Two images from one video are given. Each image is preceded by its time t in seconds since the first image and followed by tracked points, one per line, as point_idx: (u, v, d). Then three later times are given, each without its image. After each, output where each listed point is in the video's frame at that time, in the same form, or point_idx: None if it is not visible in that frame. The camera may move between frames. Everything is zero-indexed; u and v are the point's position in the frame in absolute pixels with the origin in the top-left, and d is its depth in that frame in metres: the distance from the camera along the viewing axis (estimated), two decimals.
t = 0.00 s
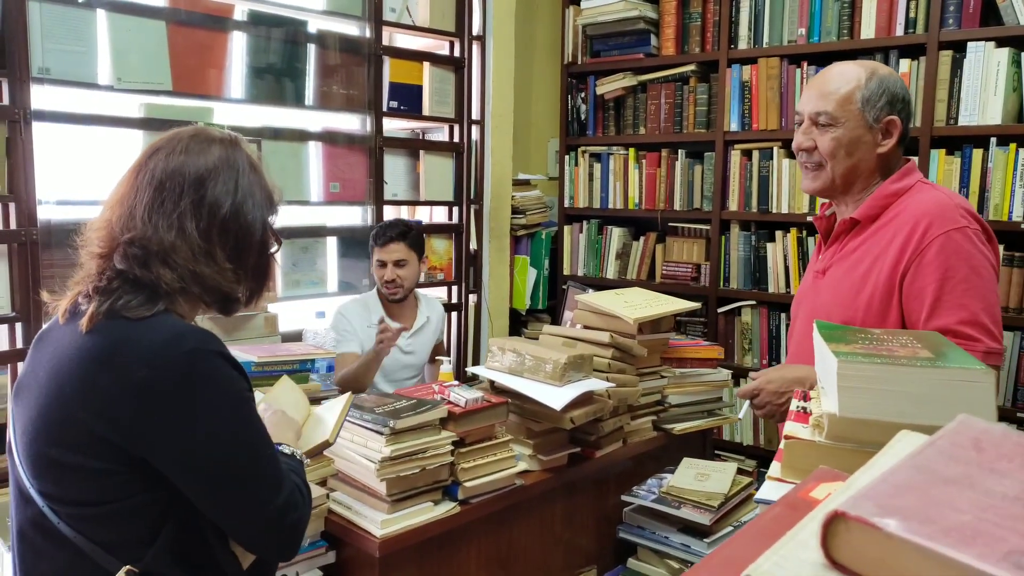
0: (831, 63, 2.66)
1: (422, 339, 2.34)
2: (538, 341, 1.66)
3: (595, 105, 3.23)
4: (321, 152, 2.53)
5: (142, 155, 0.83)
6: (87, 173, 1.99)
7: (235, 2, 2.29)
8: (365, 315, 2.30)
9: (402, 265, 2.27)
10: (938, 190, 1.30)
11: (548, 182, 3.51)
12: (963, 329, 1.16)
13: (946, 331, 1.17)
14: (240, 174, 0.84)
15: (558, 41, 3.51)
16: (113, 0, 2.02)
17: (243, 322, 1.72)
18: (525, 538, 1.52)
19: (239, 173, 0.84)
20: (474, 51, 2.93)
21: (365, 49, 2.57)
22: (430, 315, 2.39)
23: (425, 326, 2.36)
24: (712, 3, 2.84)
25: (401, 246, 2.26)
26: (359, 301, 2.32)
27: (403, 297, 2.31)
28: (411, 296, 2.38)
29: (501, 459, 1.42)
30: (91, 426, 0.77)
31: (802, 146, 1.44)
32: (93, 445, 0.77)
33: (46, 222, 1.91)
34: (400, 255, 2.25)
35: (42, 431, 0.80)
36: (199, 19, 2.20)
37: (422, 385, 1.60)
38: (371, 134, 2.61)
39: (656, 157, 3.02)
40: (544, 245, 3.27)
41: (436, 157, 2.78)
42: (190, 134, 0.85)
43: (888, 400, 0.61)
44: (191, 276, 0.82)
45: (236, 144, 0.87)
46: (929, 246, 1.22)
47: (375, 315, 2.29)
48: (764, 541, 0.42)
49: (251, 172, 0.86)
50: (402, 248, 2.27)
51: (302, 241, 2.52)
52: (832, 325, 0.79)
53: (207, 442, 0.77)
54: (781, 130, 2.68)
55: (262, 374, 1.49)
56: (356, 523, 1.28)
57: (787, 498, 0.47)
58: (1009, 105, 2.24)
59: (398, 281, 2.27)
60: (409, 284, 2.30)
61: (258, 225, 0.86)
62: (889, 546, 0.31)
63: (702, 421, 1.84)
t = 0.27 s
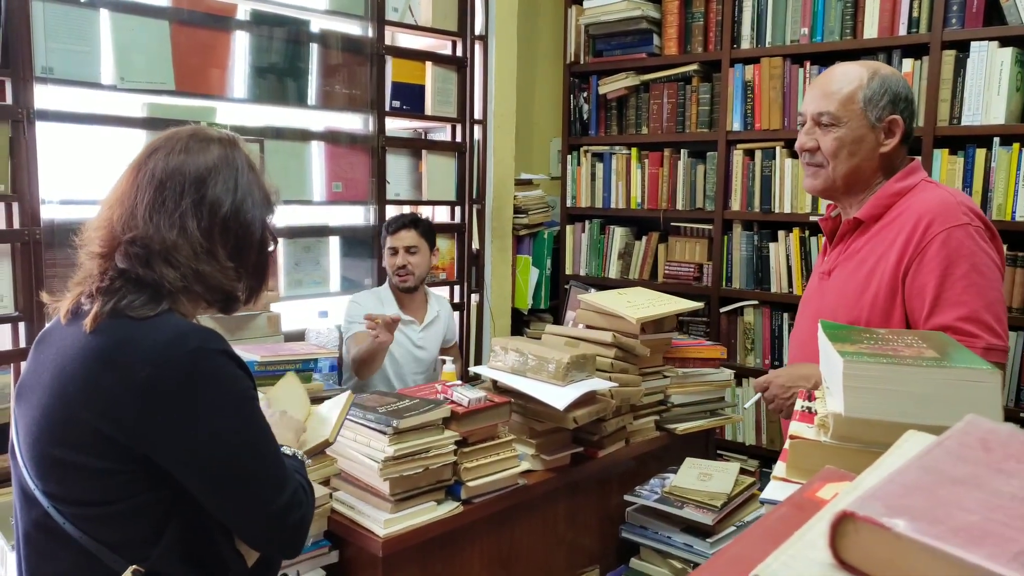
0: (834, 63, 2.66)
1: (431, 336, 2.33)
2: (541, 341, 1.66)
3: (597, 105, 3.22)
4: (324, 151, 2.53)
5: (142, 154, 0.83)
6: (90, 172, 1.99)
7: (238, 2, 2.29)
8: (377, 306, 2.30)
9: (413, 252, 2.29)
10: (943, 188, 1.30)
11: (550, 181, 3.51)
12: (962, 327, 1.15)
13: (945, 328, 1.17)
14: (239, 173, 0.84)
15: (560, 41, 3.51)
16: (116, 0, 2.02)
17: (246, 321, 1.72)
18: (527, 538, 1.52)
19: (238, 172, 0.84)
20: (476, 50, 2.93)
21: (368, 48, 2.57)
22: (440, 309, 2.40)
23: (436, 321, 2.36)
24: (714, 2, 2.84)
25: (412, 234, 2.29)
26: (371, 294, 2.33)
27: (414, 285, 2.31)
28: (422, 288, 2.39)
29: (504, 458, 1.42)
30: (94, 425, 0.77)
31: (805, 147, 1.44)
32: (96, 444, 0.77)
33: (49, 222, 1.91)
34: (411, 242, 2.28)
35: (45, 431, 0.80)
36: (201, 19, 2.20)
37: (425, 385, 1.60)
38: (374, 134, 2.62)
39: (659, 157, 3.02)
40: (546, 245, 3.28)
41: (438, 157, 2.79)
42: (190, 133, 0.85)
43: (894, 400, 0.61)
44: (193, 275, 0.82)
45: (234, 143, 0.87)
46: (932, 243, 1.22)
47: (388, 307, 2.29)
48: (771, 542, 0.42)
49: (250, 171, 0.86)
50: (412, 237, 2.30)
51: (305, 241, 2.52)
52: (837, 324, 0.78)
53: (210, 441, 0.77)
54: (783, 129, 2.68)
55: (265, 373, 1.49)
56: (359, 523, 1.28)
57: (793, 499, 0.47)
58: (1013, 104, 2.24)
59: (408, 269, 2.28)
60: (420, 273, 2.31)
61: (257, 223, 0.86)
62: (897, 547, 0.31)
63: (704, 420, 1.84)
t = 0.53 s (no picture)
0: (837, 64, 2.66)
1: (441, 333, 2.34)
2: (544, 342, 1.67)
3: (600, 105, 3.23)
4: (327, 152, 2.53)
5: (147, 156, 0.84)
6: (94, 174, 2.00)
7: (242, 3, 2.29)
8: (381, 309, 2.29)
9: (416, 249, 2.30)
10: (942, 185, 1.30)
11: (553, 182, 3.51)
12: (959, 324, 1.15)
13: (943, 325, 1.17)
14: (243, 176, 0.84)
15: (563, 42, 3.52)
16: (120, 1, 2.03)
17: (249, 322, 1.72)
18: (530, 539, 1.52)
19: (243, 175, 0.84)
20: (479, 51, 2.94)
21: (371, 49, 2.58)
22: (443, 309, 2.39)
23: (441, 317, 2.37)
24: (717, 3, 2.84)
25: (416, 231, 2.32)
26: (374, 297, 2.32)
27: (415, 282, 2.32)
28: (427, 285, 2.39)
29: (508, 459, 1.42)
30: (101, 425, 0.77)
31: (813, 139, 1.44)
32: (103, 445, 0.78)
33: (54, 222, 1.92)
34: (414, 238, 2.30)
35: (51, 431, 0.80)
36: (205, 20, 2.20)
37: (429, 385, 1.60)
38: (377, 135, 2.62)
39: (662, 158, 3.03)
40: (548, 245, 3.28)
41: (441, 158, 2.79)
42: (195, 136, 0.86)
43: (899, 401, 0.61)
44: (199, 277, 0.82)
45: (239, 146, 0.87)
46: (931, 239, 1.22)
47: (391, 309, 2.28)
48: (777, 543, 0.42)
49: (255, 173, 0.86)
50: (416, 233, 2.32)
51: (308, 241, 2.52)
52: (842, 325, 0.78)
53: (216, 442, 0.77)
54: (787, 130, 2.68)
55: (269, 373, 1.50)
56: (363, 523, 1.28)
57: (800, 500, 0.47)
58: (1016, 105, 2.23)
59: (410, 264, 2.30)
60: (422, 269, 2.32)
61: (261, 226, 0.86)
62: (906, 548, 0.31)
63: (708, 421, 1.84)
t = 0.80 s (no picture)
0: (838, 66, 2.66)
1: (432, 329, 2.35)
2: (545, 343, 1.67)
3: (601, 106, 3.23)
4: (329, 153, 2.54)
5: (152, 159, 0.84)
6: (97, 174, 2.00)
7: (244, 4, 2.30)
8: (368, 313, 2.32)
9: (407, 251, 2.30)
10: (945, 184, 1.30)
11: (554, 183, 3.51)
12: (934, 309, 1.14)
13: (919, 310, 1.16)
14: (248, 178, 0.85)
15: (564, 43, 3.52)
16: (123, 2, 2.03)
17: (252, 322, 1.72)
18: (532, 539, 1.53)
19: (247, 178, 0.85)
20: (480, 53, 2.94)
21: (372, 51, 2.59)
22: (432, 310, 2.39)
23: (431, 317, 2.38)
24: (718, 5, 2.84)
25: (408, 232, 2.31)
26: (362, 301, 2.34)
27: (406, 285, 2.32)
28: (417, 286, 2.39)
29: (509, 459, 1.42)
30: (106, 424, 0.78)
31: (824, 137, 1.43)
32: (108, 444, 0.78)
33: (57, 223, 1.93)
34: (405, 240, 2.29)
35: (56, 430, 0.80)
36: (207, 21, 2.21)
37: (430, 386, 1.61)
38: (379, 136, 2.64)
39: (663, 159, 3.03)
40: (549, 246, 3.29)
41: (442, 159, 2.79)
42: (200, 139, 0.86)
43: (901, 402, 0.61)
44: (203, 278, 0.82)
45: (244, 149, 0.88)
46: (925, 232, 1.23)
47: (379, 311, 2.31)
48: (781, 543, 0.42)
49: (259, 176, 0.86)
50: (406, 235, 2.30)
51: (310, 242, 2.53)
52: (844, 327, 0.79)
53: (220, 442, 0.77)
54: (788, 132, 2.68)
55: (272, 374, 1.50)
56: (366, 523, 1.29)
57: (803, 501, 0.48)
58: (1017, 107, 2.24)
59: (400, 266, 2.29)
60: (412, 271, 2.32)
61: (266, 228, 0.87)
62: (909, 548, 0.31)
63: (709, 422, 1.85)
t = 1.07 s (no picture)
0: (840, 67, 2.66)
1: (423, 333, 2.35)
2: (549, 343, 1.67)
3: (603, 107, 3.24)
4: (332, 154, 2.54)
5: (156, 161, 0.85)
6: (102, 175, 2.01)
7: (247, 5, 2.30)
8: (361, 312, 2.33)
9: (398, 248, 2.31)
10: (951, 185, 1.30)
11: (556, 184, 3.52)
12: (924, 309, 1.17)
13: (910, 309, 1.19)
14: (251, 178, 0.85)
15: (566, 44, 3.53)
16: (128, 4, 2.05)
17: (257, 322, 1.73)
18: (535, 539, 1.53)
19: (250, 177, 0.85)
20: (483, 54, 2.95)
21: (375, 52, 2.60)
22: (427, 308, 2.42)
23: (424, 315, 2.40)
24: (720, 6, 2.85)
25: (396, 230, 2.31)
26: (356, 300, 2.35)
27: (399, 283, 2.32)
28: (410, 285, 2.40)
29: (513, 459, 1.43)
30: (113, 423, 0.78)
31: (823, 143, 1.43)
32: (115, 443, 0.79)
33: (62, 224, 1.94)
34: (396, 238, 2.30)
35: (64, 429, 0.81)
36: (210, 22, 2.21)
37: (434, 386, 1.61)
38: (381, 137, 2.64)
39: (665, 160, 3.04)
40: (551, 247, 3.30)
41: (445, 159, 2.80)
42: (202, 140, 0.87)
43: (905, 402, 0.62)
44: (208, 278, 0.83)
45: (246, 149, 0.88)
46: (924, 232, 1.24)
47: (372, 309, 2.32)
48: (787, 541, 0.43)
49: (263, 176, 0.87)
50: (397, 232, 2.31)
51: (313, 243, 2.53)
52: (847, 328, 0.79)
53: (225, 442, 0.78)
54: (790, 132, 2.69)
55: (276, 374, 1.51)
56: (370, 522, 1.29)
57: (807, 499, 0.48)
58: (1020, 108, 2.24)
59: (392, 265, 2.30)
60: (404, 269, 2.32)
61: (270, 227, 0.87)
62: (915, 545, 0.31)
63: (711, 422, 1.85)
